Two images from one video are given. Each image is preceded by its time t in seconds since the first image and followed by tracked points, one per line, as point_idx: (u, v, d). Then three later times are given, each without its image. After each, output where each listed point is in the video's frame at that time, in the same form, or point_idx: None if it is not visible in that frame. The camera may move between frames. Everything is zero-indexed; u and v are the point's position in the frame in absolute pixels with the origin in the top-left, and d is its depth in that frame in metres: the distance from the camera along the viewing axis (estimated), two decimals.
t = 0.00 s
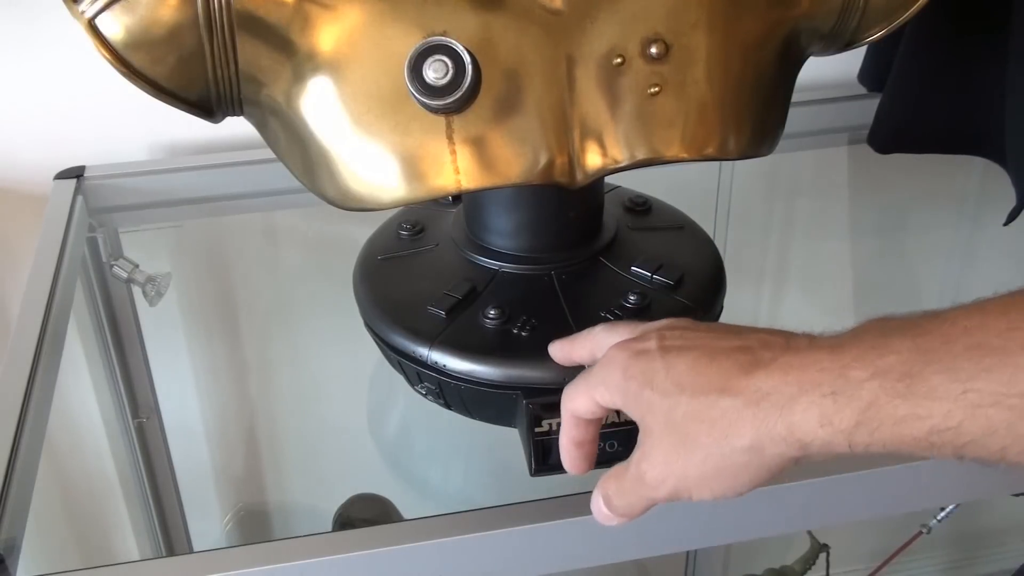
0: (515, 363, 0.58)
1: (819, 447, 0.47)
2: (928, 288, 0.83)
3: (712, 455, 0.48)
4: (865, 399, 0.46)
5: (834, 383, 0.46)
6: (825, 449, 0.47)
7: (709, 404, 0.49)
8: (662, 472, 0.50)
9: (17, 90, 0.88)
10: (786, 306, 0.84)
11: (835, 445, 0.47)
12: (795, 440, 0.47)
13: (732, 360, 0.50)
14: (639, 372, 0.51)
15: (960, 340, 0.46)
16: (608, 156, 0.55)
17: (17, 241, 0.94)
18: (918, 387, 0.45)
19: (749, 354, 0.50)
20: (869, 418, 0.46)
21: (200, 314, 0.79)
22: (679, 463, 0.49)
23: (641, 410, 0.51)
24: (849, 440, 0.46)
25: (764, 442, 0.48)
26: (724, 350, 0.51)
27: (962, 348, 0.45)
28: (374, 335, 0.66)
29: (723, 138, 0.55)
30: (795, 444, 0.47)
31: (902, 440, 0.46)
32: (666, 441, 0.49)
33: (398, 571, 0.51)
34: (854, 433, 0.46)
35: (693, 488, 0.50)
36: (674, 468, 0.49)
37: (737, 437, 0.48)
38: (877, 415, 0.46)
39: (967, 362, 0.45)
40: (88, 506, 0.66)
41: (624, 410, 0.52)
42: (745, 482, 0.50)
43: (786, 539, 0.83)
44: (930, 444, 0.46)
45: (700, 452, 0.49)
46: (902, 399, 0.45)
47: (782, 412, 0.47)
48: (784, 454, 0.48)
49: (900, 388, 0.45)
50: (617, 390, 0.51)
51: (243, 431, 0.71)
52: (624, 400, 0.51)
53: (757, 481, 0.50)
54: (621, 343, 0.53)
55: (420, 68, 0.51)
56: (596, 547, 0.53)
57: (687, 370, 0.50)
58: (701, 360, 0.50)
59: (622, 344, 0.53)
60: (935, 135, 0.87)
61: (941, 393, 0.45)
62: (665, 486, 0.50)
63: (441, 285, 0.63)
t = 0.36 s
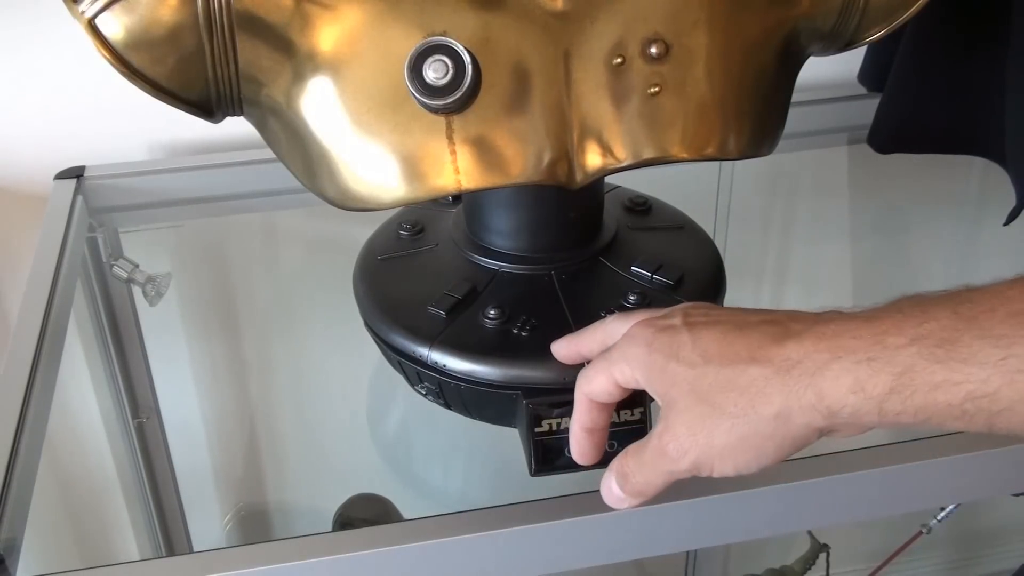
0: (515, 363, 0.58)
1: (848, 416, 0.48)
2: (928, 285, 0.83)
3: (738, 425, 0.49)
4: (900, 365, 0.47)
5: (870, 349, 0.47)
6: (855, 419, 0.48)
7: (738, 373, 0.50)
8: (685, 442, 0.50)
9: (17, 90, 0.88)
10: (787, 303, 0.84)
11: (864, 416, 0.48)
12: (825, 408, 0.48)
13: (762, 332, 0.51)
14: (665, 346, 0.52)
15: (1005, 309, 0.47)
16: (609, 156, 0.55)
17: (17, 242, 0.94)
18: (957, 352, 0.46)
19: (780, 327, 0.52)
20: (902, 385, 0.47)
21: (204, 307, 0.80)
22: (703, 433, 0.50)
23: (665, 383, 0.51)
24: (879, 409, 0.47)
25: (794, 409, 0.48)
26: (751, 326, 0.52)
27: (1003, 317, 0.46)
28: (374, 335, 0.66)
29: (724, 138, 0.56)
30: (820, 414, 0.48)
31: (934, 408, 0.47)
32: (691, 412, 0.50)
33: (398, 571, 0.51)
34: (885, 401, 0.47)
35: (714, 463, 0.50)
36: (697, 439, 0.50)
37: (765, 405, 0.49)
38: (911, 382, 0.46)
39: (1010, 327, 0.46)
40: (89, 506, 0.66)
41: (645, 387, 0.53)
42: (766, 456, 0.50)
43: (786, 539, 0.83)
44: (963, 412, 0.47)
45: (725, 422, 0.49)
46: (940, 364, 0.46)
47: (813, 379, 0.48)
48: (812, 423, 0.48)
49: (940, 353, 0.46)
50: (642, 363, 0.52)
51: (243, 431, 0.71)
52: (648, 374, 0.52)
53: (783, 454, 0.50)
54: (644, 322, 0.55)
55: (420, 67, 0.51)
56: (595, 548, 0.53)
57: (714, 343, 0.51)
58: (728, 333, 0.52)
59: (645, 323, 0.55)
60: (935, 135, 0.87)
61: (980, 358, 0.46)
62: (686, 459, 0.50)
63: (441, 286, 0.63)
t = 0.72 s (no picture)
0: (515, 363, 0.58)
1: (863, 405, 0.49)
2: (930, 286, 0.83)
3: (751, 415, 0.49)
4: (916, 352, 0.48)
5: (886, 336, 0.48)
6: (869, 406, 0.49)
7: (750, 363, 0.50)
8: (699, 434, 0.49)
9: (16, 90, 0.88)
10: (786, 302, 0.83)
11: (877, 403, 0.48)
12: (839, 395, 0.48)
13: (773, 321, 0.52)
14: (676, 339, 0.52)
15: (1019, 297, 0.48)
16: (609, 157, 0.55)
17: (16, 241, 0.94)
18: (974, 339, 0.47)
19: (790, 317, 0.52)
20: (917, 373, 0.48)
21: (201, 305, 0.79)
22: (717, 424, 0.49)
23: (677, 375, 0.51)
24: (893, 397, 0.48)
25: (807, 398, 0.49)
26: (759, 316, 0.53)
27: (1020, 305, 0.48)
28: (374, 335, 0.66)
29: (724, 138, 0.56)
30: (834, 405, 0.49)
31: (949, 395, 0.48)
32: (704, 404, 0.50)
33: (398, 571, 0.51)
34: (899, 388, 0.48)
35: (727, 453, 0.50)
36: (711, 430, 0.49)
37: (777, 394, 0.49)
38: (927, 369, 0.48)
39: None
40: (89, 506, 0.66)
41: (656, 381, 0.53)
42: (780, 447, 0.50)
43: (786, 540, 0.83)
44: (979, 398, 0.48)
45: (739, 412, 0.49)
46: (958, 351, 0.47)
47: (827, 367, 0.49)
48: (821, 412, 0.49)
49: (957, 340, 0.48)
50: (653, 356, 0.52)
51: (243, 431, 0.71)
52: (659, 367, 0.52)
53: (795, 444, 0.51)
54: (655, 317, 0.54)
55: (420, 67, 0.51)
56: (595, 547, 0.53)
57: (725, 335, 0.51)
58: (738, 326, 0.52)
59: (655, 318, 0.54)
60: (934, 135, 0.87)
61: (999, 345, 0.47)
62: (700, 451, 0.50)
63: (441, 286, 0.63)
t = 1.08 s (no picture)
0: (515, 363, 0.58)
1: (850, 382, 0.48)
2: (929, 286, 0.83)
3: (748, 397, 0.49)
4: (897, 333, 0.48)
5: (872, 316, 0.48)
6: (854, 386, 0.49)
7: (745, 348, 0.50)
8: (695, 418, 0.50)
9: (17, 90, 0.88)
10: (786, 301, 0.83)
11: (862, 383, 0.48)
12: (829, 373, 0.48)
13: (768, 305, 0.52)
14: (673, 326, 0.52)
15: (999, 289, 0.47)
16: (609, 157, 0.55)
17: (17, 241, 0.94)
18: (951, 324, 0.47)
19: (785, 299, 0.52)
20: (898, 353, 0.48)
21: (203, 308, 0.80)
22: (714, 407, 0.49)
23: (674, 361, 0.51)
24: (876, 377, 0.48)
25: (801, 378, 0.49)
26: (754, 301, 0.53)
27: (1000, 294, 0.47)
28: (374, 335, 0.66)
29: (723, 138, 0.56)
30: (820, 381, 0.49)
31: (926, 380, 0.48)
32: (701, 388, 0.50)
33: (397, 571, 0.51)
34: (882, 368, 0.48)
35: (724, 438, 0.50)
36: (707, 414, 0.49)
37: (772, 374, 0.49)
38: (906, 351, 0.48)
39: (1007, 304, 0.47)
40: (89, 506, 0.66)
41: (653, 371, 0.52)
42: (774, 431, 0.50)
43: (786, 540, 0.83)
44: (953, 385, 0.48)
45: (735, 395, 0.49)
46: (935, 335, 0.47)
47: (815, 345, 0.49)
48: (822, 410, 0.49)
49: (934, 324, 0.47)
50: (650, 343, 0.52)
51: (243, 431, 0.71)
52: (656, 354, 0.52)
53: (790, 429, 0.51)
54: (650, 308, 0.54)
55: (420, 67, 0.51)
56: (595, 547, 0.53)
57: (721, 320, 0.51)
58: (733, 312, 0.52)
59: (651, 308, 0.54)
60: (934, 135, 0.87)
61: (973, 333, 0.47)
62: (696, 436, 0.50)
63: (441, 286, 0.63)
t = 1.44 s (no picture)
0: (514, 364, 0.58)
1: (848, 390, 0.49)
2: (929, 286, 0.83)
3: (755, 370, 0.49)
4: (920, 307, 0.47)
5: (891, 292, 0.48)
6: (873, 363, 0.49)
7: (752, 321, 0.50)
8: (702, 391, 0.50)
9: (17, 90, 0.88)
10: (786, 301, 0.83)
11: (881, 357, 0.49)
12: (843, 349, 0.48)
13: (776, 280, 0.51)
14: (677, 298, 0.52)
15: None
16: (608, 157, 0.55)
17: (16, 241, 0.94)
18: (978, 295, 0.47)
19: (792, 275, 0.51)
20: (922, 326, 0.47)
21: (201, 305, 0.79)
22: (721, 379, 0.49)
23: (678, 333, 0.51)
24: (896, 352, 0.48)
25: (811, 352, 0.49)
26: (760, 276, 0.52)
27: None
28: (374, 335, 0.66)
29: (724, 137, 0.56)
30: (835, 360, 0.49)
31: (954, 350, 0.48)
32: (707, 361, 0.50)
33: (397, 571, 0.51)
34: (904, 343, 0.48)
35: (730, 408, 0.50)
36: (714, 387, 0.50)
37: (781, 350, 0.49)
38: (930, 324, 0.47)
39: None
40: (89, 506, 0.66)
41: (655, 340, 0.52)
42: (782, 401, 0.50)
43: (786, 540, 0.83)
44: (982, 352, 0.47)
45: (743, 368, 0.49)
46: (959, 307, 0.47)
47: (829, 322, 0.48)
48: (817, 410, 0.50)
49: (960, 295, 0.47)
50: (654, 314, 0.52)
51: (243, 431, 0.71)
52: (660, 325, 0.51)
53: (796, 399, 0.51)
54: (651, 276, 0.54)
55: (420, 67, 0.51)
56: (595, 547, 0.53)
57: (727, 292, 0.51)
58: (738, 284, 0.51)
59: (652, 277, 0.54)
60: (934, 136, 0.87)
61: (1002, 302, 0.46)
62: (702, 406, 0.50)
63: (441, 285, 0.63)
